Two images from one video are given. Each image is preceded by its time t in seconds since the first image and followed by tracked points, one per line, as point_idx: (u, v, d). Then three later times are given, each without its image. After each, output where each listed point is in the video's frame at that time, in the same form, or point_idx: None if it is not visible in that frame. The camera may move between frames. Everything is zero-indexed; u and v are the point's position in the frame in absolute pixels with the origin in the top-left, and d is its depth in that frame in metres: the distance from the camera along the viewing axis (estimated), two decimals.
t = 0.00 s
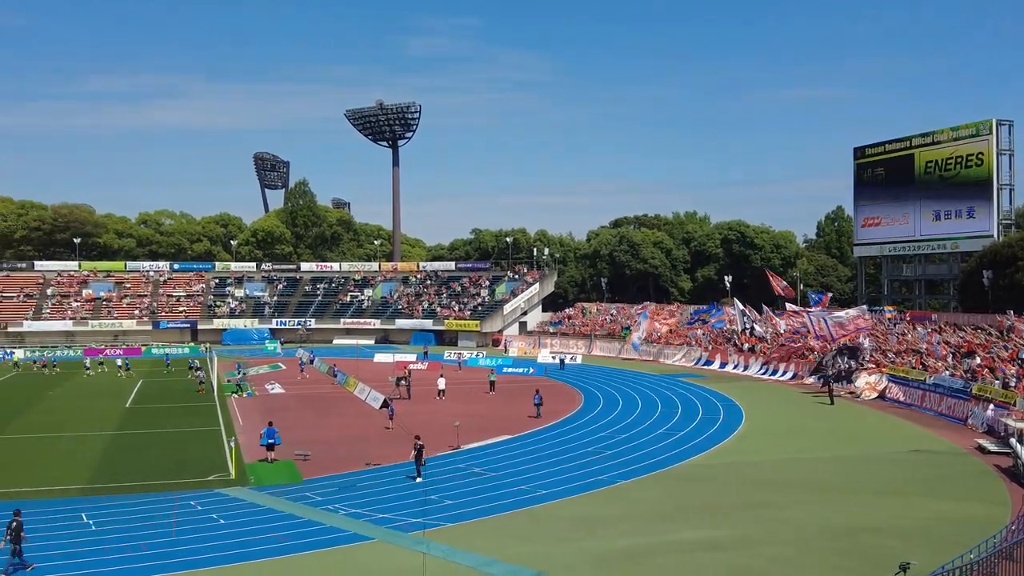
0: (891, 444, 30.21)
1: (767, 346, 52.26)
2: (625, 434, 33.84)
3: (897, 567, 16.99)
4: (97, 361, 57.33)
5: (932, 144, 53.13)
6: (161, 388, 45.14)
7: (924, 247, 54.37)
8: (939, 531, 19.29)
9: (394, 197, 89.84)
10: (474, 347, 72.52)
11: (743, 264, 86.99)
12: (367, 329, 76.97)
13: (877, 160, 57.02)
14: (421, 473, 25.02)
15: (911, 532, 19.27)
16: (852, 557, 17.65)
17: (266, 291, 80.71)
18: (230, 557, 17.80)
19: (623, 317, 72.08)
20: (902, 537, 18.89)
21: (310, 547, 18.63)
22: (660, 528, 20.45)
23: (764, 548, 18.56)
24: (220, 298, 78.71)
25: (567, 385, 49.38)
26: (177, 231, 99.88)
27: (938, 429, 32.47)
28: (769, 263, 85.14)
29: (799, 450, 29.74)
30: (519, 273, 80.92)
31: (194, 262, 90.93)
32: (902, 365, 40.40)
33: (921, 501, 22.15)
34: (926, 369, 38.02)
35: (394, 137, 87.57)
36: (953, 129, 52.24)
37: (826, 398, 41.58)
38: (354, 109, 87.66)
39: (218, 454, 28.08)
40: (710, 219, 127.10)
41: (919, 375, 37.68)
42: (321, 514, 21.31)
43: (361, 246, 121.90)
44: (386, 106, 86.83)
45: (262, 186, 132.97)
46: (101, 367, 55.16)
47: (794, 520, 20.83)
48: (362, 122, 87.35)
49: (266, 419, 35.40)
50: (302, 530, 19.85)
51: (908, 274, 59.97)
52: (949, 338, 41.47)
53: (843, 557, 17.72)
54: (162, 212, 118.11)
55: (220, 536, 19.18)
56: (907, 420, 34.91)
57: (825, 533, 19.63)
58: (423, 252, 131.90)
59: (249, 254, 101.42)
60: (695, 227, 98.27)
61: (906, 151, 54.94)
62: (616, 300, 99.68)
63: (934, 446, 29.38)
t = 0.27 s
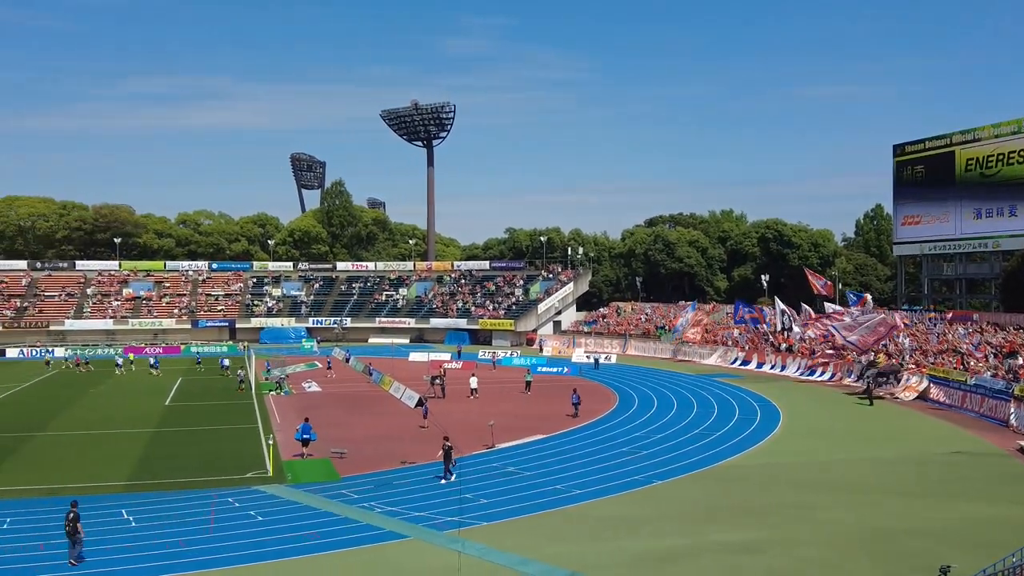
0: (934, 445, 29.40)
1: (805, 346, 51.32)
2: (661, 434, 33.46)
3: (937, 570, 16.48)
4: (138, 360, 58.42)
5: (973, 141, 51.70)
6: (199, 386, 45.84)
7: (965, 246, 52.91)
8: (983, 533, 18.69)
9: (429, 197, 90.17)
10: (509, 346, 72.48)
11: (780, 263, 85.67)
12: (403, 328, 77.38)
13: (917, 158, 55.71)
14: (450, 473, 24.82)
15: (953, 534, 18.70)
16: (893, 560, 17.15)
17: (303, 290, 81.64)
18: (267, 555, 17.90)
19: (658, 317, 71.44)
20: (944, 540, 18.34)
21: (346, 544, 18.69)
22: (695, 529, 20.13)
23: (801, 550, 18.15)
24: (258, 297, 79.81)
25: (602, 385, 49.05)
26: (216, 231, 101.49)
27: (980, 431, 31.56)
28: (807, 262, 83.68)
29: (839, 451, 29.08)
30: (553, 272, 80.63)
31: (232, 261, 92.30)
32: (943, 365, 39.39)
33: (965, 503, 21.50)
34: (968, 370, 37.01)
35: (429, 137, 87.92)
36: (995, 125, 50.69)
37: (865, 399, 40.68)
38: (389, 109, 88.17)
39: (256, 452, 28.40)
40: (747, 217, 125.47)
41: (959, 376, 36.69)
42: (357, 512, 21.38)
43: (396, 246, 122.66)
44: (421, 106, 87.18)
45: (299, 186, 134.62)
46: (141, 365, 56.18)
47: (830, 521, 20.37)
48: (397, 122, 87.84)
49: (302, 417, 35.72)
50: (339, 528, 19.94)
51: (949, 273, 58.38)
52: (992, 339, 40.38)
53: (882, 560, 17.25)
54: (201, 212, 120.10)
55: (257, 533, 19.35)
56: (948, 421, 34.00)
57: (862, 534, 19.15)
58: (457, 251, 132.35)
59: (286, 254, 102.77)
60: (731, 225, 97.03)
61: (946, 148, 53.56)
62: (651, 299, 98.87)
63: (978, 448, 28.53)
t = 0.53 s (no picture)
0: (985, 446, 28.46)
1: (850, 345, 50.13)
2: (703, 433, 33.00)
3: (986, 572, 15.95)
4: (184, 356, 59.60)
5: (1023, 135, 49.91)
6: (243, 382, 46.60)
7: (1012, 245, 51.13)
8: None
9: (469, 195, 90.40)
10: (548, 344, 72.33)
11: (824, 260, 83.92)
12: (442, 326, 77.74)
13: (964, 154, 54.02)
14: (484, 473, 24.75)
15: (1003, 536, 18.09)
16: (941, 562, 16.63)
17: (344, 288, 82.54)
18: (310, 550, 18.07)
19: (699, 315, 70.58)
20: (992, 542, 17.75)
21: (387, 541, 18.75)
22: (736, 529, 19.79)
23: (845, 551, 17.71)
24: (300, 295, 80.93)
25: (642, 383, 48.60)
26: (259, 230, 103.17)
27: None
28: (852, 260, 81.83)
29: (887, 452, 28.33)
30: (592, 270, 80.15)
31: (275, 260, 93.71)
32: (992, 365, 38.13)
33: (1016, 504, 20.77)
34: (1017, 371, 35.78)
35: (468, 135, 88.16)
36: None
37: (911, 399, 39.56)
38: (429, 108, 88.57)
39: (299, 448, 28.73)
40: (791, 214, 123.29)
41: (1009, 376, 35.50)
42: (398, 508, 21.47)
43: (436, 244, 123.33)
44: (461, 105, 87.41)
45: (341, 185, 136.19)
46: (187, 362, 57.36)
47: (876, 522, 19.84)
48: (437, 121, 88.24)
49: (344, 414, 36.07)
50: (380, 524, 20.05)
51: (998, 272, 56.46)
52: None
53: (929, 561, 16.76)
54: (246, 211, 122.22)
55: (300, 529, 19.54)
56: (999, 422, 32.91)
57: (909, 535, 18.62)
58: (497, 250, 132.54)
59: (328, 252, 104.15)
60: (774, 223, 95.45)
61: (995, 143, 51.82)
62: (692, 298, 97.76)
63: None
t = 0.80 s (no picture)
0: None
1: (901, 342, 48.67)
2: (750, 431, 32.42)
3: None
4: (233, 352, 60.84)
5: None
6: (291, 377, 47.37)
7: None
8: None
9: (513, 191, 90.36)
10: (592, 341, 72.00)
11: (874, 256, 81.74)
12: (487, 322, 77.98)
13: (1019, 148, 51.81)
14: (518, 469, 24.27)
15: None
16: (997, 564, 16.10)
17: (389, 284, 83.29)
18: (357, 543, 18.25)
19: (746, 312, 69.44)
20: None
21: (433, 535, 18.86)
22: (784, 528, 19.41)
23: (897, 551, 17.23)
24: (346, 292, 81.92)
25: (687, 380, 48.08)
26: (307, 227, 104.71)
27: None
28: (902, 256, 79.56)
29: (941, 451, 27.48)
30: (637, 266, 79.37)
31: (322, 256, 95.06)
32: None
33: None
34: None
35: (513, 132, 88.09)
36: None
37: (964, 399, 38.18)
38: (474, 104, 88.70)
39: (346, 442, 29.09)
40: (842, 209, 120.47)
41: None
42: (444, 503, 21.55)
43: (481, 240, 123.69)
44: (505, 101, 87.31)
45: (386, 182, 137.47)
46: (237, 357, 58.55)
47: (928, 522, 19.27)
48: (482, 118, 88.35)
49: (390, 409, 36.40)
50: (426, 518, 20.15)
51: None
52: None
53: (985, 565, 16.21)
54: (293, 209, 124.19)
55: (347, 522, 19.77)
56: None
57: (963, 537, 18.05)
58: (541, 246, 132.36)
59: (373, 248, 105.36)
60: (823, 218, 93.27)
61: None
62: (739, 294, 96.33)
63: None
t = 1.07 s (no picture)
0: None
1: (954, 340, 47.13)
2: (797, 431, 31.76)
3: None
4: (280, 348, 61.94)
5: None
6: (337, 373, 47.99)
7: None
8: None
9: (557, 189, 90.09)
10: (636, 339, 71.46)
11: (925, 253, 79.51)
12: (530, 320, 77.98)
13: None
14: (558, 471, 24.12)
15: None
16: None
17: (434, 282, 83.82)
18: (402, 539, 18.36)
19: (794, 310, 68.10)
20: None
21: (476, 532, 18.86)
22: (831, 528, 18.96)
23: (950, 553, 16.68)
24: (391, 289, 82.68)
25: (733, 379, 47.33)
26: (353, 225, 105.98)
27: None
28: (955, 253, 77.19)
29: (996, 451, 26.55)
30: (683, 263, 78.39)
31: (368, 254, 96.10)
32: None
33: None
34: None
35: (557, 129, 87.82)
36: None
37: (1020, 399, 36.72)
38: (518, 102, 88.65)
39: (391, 438, 29.34)
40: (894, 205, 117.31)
41: None
42: (488, 500, 21.55)
43: (524, 238, 123.70)
44: (549, 99, 87.05)
45: (430, 180, 138.37)
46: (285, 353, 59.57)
47: (982, 524, 18.63)
48: (526, 115, 88.28)
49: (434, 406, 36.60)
50: (470, 515, 20.19)
51: None
52: None
53: None
54: (340, 207, 125.85)
55: (392, 518, 19.89)
56: None
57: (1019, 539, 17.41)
58: (585, 243, 131.77)
59: (418, 247, 106.10)
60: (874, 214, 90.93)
61: None
62: (786, 292, 94.46)
63: None
